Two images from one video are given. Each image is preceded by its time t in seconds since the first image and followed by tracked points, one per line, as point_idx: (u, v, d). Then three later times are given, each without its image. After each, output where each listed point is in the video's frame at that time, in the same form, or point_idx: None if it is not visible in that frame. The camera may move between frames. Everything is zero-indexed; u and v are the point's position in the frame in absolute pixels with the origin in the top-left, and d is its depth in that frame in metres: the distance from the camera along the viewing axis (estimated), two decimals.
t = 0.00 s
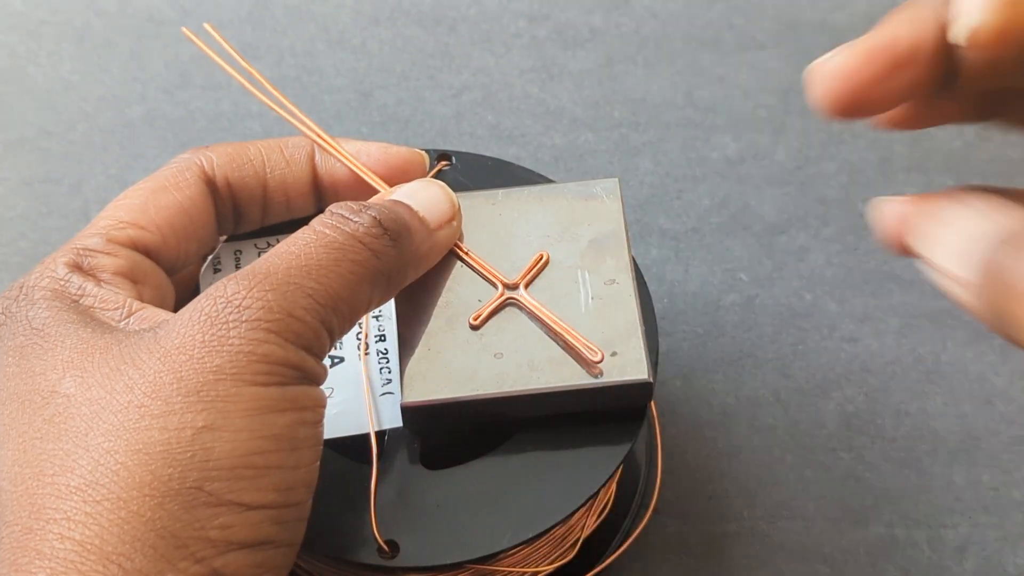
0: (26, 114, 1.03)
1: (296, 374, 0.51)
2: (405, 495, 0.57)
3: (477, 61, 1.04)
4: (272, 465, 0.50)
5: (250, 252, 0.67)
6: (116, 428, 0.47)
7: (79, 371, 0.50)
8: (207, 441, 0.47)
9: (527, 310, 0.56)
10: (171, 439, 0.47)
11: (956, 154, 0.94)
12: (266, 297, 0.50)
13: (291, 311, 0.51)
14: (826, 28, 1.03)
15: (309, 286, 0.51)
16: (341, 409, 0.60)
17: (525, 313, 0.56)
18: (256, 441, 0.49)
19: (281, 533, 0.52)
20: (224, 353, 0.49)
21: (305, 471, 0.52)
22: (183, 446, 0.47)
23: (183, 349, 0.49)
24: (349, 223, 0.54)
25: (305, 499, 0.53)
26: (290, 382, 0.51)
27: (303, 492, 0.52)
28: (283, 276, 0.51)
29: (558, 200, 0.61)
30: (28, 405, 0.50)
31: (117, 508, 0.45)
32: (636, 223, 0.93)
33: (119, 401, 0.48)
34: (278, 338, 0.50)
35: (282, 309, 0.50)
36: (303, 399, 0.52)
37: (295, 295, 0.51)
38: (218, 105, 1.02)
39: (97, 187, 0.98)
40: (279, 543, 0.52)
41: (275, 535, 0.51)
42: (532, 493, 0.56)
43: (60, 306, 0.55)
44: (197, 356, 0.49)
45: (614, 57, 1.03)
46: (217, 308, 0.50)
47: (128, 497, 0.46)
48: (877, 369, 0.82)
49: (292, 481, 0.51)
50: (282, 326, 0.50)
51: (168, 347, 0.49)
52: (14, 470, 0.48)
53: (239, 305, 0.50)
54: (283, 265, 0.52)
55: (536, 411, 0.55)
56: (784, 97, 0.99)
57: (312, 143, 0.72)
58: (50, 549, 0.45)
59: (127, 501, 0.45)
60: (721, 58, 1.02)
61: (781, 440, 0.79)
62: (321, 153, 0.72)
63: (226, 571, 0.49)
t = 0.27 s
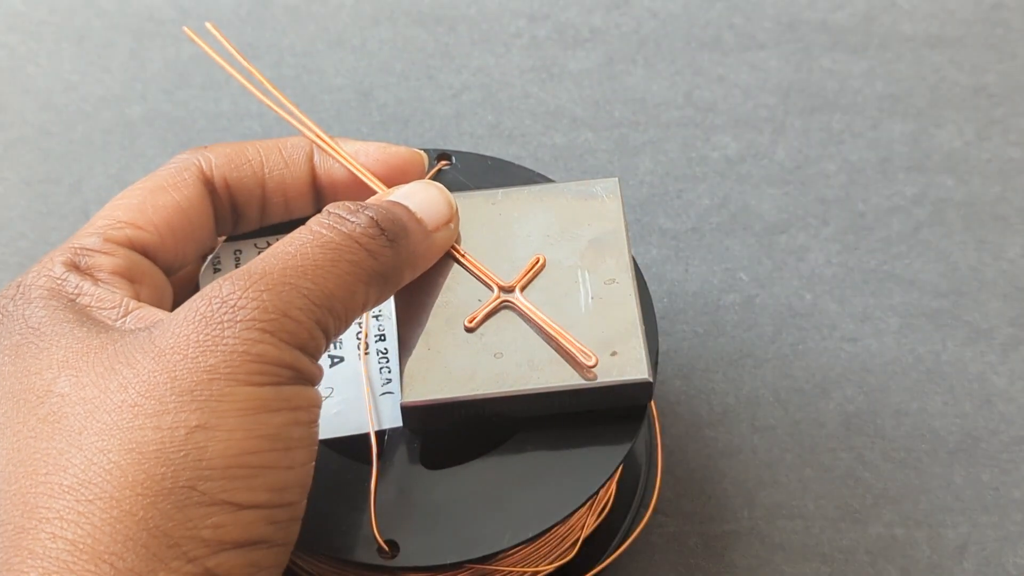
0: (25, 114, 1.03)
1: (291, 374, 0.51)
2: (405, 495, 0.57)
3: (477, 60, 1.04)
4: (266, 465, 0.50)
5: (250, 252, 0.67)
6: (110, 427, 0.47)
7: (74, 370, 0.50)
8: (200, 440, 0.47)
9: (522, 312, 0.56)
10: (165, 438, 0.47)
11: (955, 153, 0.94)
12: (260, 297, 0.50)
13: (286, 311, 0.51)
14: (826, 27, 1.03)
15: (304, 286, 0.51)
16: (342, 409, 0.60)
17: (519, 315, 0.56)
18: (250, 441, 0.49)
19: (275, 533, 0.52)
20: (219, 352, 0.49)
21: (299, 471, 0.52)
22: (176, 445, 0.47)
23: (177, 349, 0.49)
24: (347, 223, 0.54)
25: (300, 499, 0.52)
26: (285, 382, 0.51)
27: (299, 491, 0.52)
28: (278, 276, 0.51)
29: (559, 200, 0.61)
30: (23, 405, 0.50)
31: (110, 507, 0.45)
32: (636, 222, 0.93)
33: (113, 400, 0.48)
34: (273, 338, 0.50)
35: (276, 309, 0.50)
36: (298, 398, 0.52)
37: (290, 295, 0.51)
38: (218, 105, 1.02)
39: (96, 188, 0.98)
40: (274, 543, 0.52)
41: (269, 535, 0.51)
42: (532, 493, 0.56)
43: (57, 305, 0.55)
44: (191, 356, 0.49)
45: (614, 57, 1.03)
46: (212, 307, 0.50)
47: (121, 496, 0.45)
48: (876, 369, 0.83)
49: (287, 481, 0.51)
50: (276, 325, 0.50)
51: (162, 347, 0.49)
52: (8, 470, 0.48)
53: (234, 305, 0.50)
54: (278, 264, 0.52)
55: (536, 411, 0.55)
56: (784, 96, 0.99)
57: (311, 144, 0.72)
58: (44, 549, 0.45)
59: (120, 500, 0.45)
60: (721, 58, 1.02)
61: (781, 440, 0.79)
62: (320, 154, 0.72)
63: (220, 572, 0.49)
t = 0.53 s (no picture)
0: (25, 114, 1.03)
1: (292, 374, 0.51)
2: (405, 494, 0.57)
3: (477, 60, 1.04)
4: (269, 464, 0.50)
5: (250, 251, 0.67)
6: (114, 429, 0.47)
7: (75, 372, 0.50)
8: (204, 440, 0.47)
9: (518, 308, 0.56)
10: (169, 439, 0.47)
11: (955, 153, 0.94)
12: (261, 297, 0.50)
13: (286, 310, 0.51)
14: (826, 27, 1.03)
15: (303, 284, 0.51)
16: (341, 408, 0.60)
17: (516, 312, 0.56)
18: (253, 440, 0.49)
19: (279, 532, 0.52)
20: (220, 352, 0.49)
21: (302, 470, 0.52)
22: (180, 446, 0.47)
23: (178, 350, 0.49)
24: (342, 217, 0.54)
25: (302, 498, 0.53)
26: (286, 381, 0.51)
27: (300, 491, 0.52)
28: (277, 275, 0.51)
29: (558, 199, 0.61)
30: (26, 407, 0.50)
31: (116, 508, 0.45)
32: (635, 222, 0.93)
33: (117, 401, 0.48)
34: (274, 337, 0.50)
35: (277, 308, 0.50)
36: (299, 397, 0.52)
37: (290, 294, 0.51)
38: (218, 105, 1.02)
39: (96, 188, 0.97)
40: (278, 542, 0.52)
41: (273, 535, 0.51)
42: (532, 492, 0.56)
43: (56, 306, 0.55)
44: (194, 356, 0.49)
45: (614, 57, 1.03)
46: (213, 308, 0.50)
47: (126, 498, 0.45)
48: (876, 368, 0.82)
49: (290, 480, 0.52)
50: (277, 325, 0.50)
51: (163, 348, 0.49)
52: (10, 472, 0.48)
53: (234, 305, 0.50)
54: (276, 263, 0.52)
55: (536, 410, 0.55)
56: (784, 96, 0.99)
57: (304, 141, 0.72)
58: (50, 551, 0.45)
59: (126, 502, 0.45)
60: (721, 58, 1.02)
61: (781, 439, 0.79)
62: (313, 151, 0.72)
63: (226, 572, 0.49)
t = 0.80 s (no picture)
0: (25, 115, 1.03)
1: (294, 377, 0.52)
2: (405, 494, 0.57)
3: (477, 60, 1.04)
4: (271, 467, 0.50)
5: (250, 252, 0.67)
6: (116, 432, 0.47)
7: (77, 375, 0.50)
8: (206, 444, 0.47)
9: (516, 306, 0.56)
10: (171, 442, 0.47)
11: (955, 153, 0.94)
12: (263, 301, 0.50)
13: (288, 314, 0.51)
14: (826, 27, 1.03)
15: (304, 287, 0.51)
16: (341, 408, 0.60)
17: (513, 309, 0.56)
18: (255, 444, 0.49)
19: (281, 535, 0.52)
20: (222, 356, 0.49)
21: (304, 473, 0.53)
22: (183, 449, 0.47)
23: (180, 354, 0.49)
24: (340, 218, 0.54)
25: (304, 501, 0.53)
26: (288, 385, 0.51)
27: (303, 494, 0.53)
28: (278, 279, 0.51)
29: (558, 199, 0.61)
30: (27, 409, 0.50)
31: (119, 512, 0.45)
32: (635, 222, 0.93)
33: (119, 405, 0.48)
34: (275, 341, 0.50)
35: (278, 312, 0.50)
36: (301, 400, 0.52)
37: (290, 298, 0.51)
38: (218, 105, 1.02)
39: (97, 188, 0.97)
40: (280, 545, 0.52)
41: (276, 538, 0.51)
42: (532, 493, 0.56)
43: (56, 308, 0.54)
44: (195, 360, 0.49)
45: (614, 57, 1.03)
46: (214, 312, 0.50)
47: (130, 501, 0.45)
48: (876, 368, 0.82)
49: (292, 483, 0.52)
50: (279, 328, 0.50)
51: (165, 352, 0.49)
52: (12, 476, 0.48)
53: (236, 309, 0.50)
54: (276, 267, 0.51)
55: (536, 411, 0.55)
56: (784, 96, 0.99)
57: (301, 140, 0.72)
58: (53, 554, 0.45)
59: (129, 505, 0.45)
60: (721, 58, 1.02)
61: (781, 440, 0.79)
62: (310, 150, 0.72)
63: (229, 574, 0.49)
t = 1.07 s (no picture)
0: (26, 115, 1.03)
1: (294, 379, 0.52)
2: (405, 494, 0.57)
3: (477, 61, 1.04)
4: (270, 468, 0.50)
5: (250, 252, 0.67)
6: (115, 431, 0.47)
7: (76, 374, 0.50)
8: (205, 444, 0.48)
9: (517, 307, 0.56)
10: (170, 442, 0.47)
11: (955, 154, 0.94)
12: (264, 303, 0.50)
13: (288, 316, 0.51)
14: (826, 27, 1.03)
15: (305, 289, 0.51)
16: (342, 408, 0.60)
17: (515, 311, 0.56)
18: (254, 445, 0.49)
19: (279, 536, 0.52)
20: (223, 358, 0.49)
21: (303, 475, 0.53)
22: (182, 450, 0.47)
23: (181, 354, 0.49)
24: (342, 220, 0.54)
25: (303, 502, 0.53)
26: (288, 387, 0.51)
27: (302, 495, 0.53)
28: (279, 281, 0.51)
29: (559, 200, 0.61)
30: (26, 406, 0.50)
31: (116, 511, 0.45)
32: (635, 223, 0.93)
33: (118, 404, 0.48)
34: (276, 342, 0.50)
35: (279, 314, 0.50)
36: (300, 402, 0.52)
37: (291, 300, 0.51)
38: (218, 106, 1.02)
39: (97, 188, 0.97)
40: (277, 546, 0.52)
41: (274, 538, 0.52)
42: (533, 493, 0.56)
43: (57, 305, 0.54)
44: (196, 360, 0.49)
45: (614, 57, 1.03)
46: (216, 314, 0.50)
47: (127, 500, 0.45)
48: (876, 368, 0.83)
49: (291, 484, 0.52)
50: (279, 330, 0.50)
51: (166, 352, 0.49)
52: (10, 472, 0.48)
53: (237, 311, 0.50)
54: (278, 269, 0.51)
55: (536, 411, 0.55)
56: (784, 96, 0.99)
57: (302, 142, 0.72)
58: (49, 551, 0.45)
59: (126, 504, 0.45)
60: (721, 58, 1.02)
61: (781, 440, 0.79)
62: (310, 152, 0.72)
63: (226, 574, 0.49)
